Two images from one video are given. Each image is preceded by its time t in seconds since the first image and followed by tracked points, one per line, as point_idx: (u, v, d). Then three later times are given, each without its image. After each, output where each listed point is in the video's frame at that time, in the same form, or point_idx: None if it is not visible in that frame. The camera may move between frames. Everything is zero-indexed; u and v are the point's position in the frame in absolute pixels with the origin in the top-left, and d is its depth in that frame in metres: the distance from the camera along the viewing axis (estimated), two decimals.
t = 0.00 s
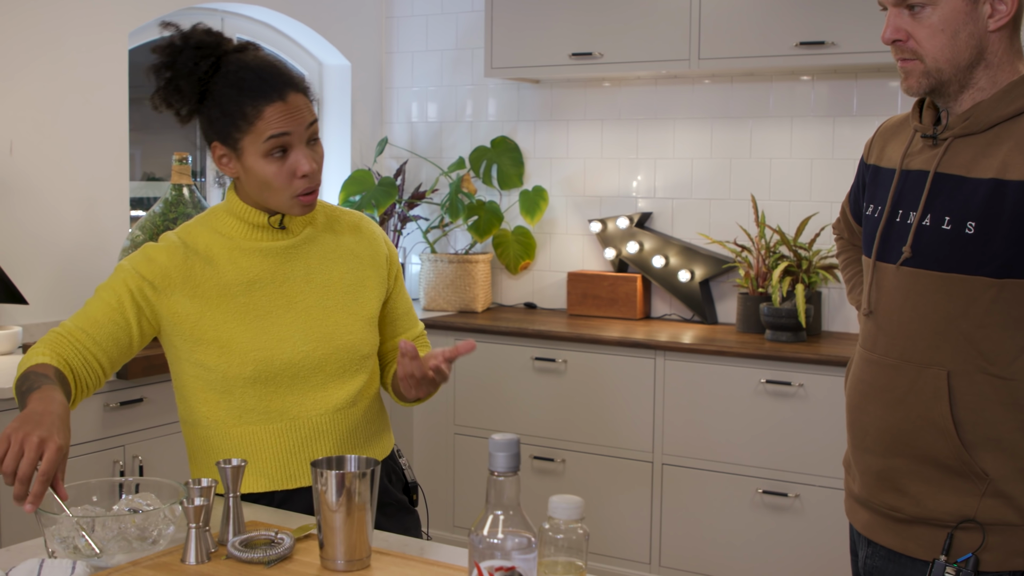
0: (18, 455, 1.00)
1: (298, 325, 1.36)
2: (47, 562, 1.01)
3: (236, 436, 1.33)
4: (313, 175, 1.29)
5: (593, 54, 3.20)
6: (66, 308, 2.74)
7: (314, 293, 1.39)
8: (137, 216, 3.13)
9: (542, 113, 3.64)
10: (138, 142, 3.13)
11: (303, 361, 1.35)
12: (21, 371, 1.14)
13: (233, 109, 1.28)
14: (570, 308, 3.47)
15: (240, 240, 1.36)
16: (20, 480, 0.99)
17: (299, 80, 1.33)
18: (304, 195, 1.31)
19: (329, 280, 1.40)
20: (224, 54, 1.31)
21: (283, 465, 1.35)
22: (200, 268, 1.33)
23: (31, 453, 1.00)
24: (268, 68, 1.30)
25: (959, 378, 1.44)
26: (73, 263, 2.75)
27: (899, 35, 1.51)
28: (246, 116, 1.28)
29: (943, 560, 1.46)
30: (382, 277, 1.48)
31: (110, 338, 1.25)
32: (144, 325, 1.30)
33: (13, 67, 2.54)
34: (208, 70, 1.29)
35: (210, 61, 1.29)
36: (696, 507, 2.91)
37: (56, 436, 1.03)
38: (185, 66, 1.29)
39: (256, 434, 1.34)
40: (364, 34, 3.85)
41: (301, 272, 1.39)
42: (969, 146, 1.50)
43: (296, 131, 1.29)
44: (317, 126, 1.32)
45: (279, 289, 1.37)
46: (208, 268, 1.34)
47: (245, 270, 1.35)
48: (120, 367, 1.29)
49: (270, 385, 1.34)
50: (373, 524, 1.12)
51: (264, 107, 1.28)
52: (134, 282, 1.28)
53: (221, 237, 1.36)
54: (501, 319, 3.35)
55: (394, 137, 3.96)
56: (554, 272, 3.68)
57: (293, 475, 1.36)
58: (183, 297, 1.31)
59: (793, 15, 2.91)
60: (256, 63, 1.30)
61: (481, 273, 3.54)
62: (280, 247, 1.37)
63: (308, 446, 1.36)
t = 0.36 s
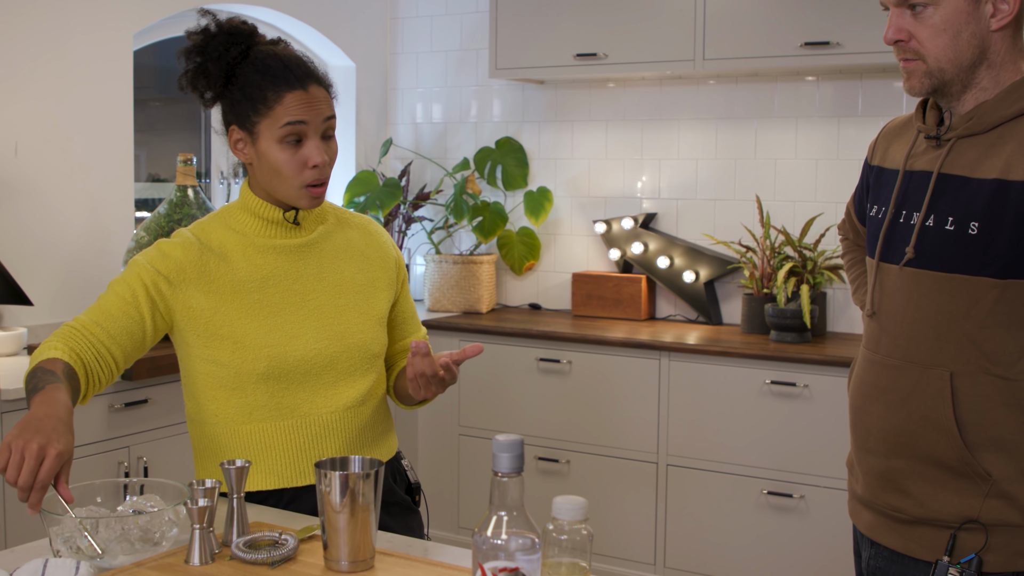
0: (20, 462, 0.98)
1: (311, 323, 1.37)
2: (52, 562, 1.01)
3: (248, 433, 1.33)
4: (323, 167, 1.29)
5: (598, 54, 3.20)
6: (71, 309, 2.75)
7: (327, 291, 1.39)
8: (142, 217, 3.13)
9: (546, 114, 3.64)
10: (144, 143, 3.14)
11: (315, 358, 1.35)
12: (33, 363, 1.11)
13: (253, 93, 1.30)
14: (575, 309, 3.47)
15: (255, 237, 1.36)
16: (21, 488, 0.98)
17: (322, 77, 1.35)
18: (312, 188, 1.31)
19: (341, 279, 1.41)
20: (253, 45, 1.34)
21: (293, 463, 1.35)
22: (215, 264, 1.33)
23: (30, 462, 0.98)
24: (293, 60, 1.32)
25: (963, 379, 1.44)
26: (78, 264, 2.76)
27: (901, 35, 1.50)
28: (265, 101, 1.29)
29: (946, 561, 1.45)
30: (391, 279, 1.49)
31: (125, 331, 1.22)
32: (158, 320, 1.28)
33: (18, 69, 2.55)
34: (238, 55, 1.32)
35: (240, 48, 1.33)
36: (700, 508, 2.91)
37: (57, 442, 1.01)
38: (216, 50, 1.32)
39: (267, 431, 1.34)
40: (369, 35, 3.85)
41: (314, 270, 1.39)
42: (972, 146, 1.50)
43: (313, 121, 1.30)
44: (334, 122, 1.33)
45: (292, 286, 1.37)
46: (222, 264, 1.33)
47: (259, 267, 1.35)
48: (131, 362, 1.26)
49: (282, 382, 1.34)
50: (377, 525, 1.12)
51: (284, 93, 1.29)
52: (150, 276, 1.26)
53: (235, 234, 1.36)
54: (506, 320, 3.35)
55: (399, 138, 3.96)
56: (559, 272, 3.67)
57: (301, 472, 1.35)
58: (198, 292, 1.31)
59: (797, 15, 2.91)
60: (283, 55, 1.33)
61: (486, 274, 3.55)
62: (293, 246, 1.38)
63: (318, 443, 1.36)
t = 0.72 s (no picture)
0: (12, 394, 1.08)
1: (314, 327, 1.36)
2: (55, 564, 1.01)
3: (249, 436, 1.33)
4: (274, 197, 1.23)
5: (601, 56, 3.20)
6: (75, 312, 2.76)
7: (331, 296, 1.39)
8: (146, 219, 3.14)
9: (550, 116, 3.64)
10: (148, 146, 3.15)
11: (317, 363, 1.35)
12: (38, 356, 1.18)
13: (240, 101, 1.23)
14: (578, 311, 3.47)
15: (260, 240, 1.36)
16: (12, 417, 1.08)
17: (320, 98, 1.24)
18: (270, 207, 1.26)
19: (347, 284, 1.40)
20: (284, 45, 1.25)
21: (294, 467, 1.35)
22: (218, 267, 1.33)
23: (18, 394, 1.08)
24: (292, 75, 1.22)
25: (965, 381, 1.44)
26: (82, 267, 2.77)
27: (903, 37, 1.50)
28: (244, 112, 1.23)
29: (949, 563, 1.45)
30: (400, 285, 1.48)
31: (125, 334, 1.26)
32: (160, 321, 1.31)
33: (23, 71, 2.56)
34: (259, 54, 1.24)
35: (267, 49, 1.24)
36: (704, 510, 2.91)
37: (43, 378, 1.11)
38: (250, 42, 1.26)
39: (269, 435, 1.33)
40: (372, 37, 3.85)
41: (319, 274, 1.39)
42: (975, 147, 1.50)
43: (278, 149, 1.21)
44: (307, 151, 1.23)
45: (296, 290, 1.36)
46: (226, 266, 1.34)
47: (263, 270, 1.35)
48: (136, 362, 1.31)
49: (284, 386, 1.34)
50: (381, 528, 1.12)
51: (258, 111, 1.21)
52: (152, 278, 1.29)
53: (240, 236, 1.36)
54: (509, 322, 3.35)
55: (402, 141, 3.97)
56: (562, 274, 3.68)
57: (302, 477, 1.35)
58: (200, 295, 1.32)
59: (799, 16, 2.91)
60: (287, 67, 1.22)
61: (489, 276, 3.55)
62: (298, 249, 1.37)
63: (320, 448, 1.36)
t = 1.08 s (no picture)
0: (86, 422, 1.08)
1: (317, 332, 1.36)
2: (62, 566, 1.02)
3: (252, 440, 1.33)
4: (277, 209, 1.22)
5: (605, 58, 3.20)
6: (81, 315, 2.76)
7: (334, 300, 1.39)
8: (151, 222, 3.14)
9: (554, 118, 3.64)
10: (152, 148, 3.15)
11: (319, 368, 1.35)
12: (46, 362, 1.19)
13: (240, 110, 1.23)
14: (583, 313, 3.47)
15: (264, 243, 1.36)
16: (86, 446, 1.07)
17: (319, 107, 1.24)
18: (273, 218, 1.26)
19: (350, 288, 1.40)
20: (282, 52, 1.25)
21: (296, 472, 1.35)
22: (221, 270, 1.34)
23: (91, 421, 1.09)
24: (291, 84, 1.23)
25: (972, 383, 1.43)
26: (87, 270, 2.78)
27: (912, 37, 1.50)
28: (244, 122, 1.23)
29: (956, 566, 1.45)
30: (403, 289, 1.48)
31: (129, 336, 1.27)
32: (163, 324, 1.31)
33: (29, 75, 2.57)
34: (256, 61, 1.25)
35: (263, 57, 1.25)
36: (708, 513, 2.90)
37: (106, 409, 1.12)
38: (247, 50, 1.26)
39: (271, 439, 1.33)
40: (376, 39, 3.86)
41: (322, 278, 1.39)
42: (982, 148, 1.50)
43: (279, 160, 1.21)
44: (309, 161, 1.23)
45: (299, 294, 1.36)
46: (229, 270, 1.34)
47: (266, 274, 1.35)
48: (139, 364, 1.31)
49: (286, 391, 1.34)
50: (386, 530, 1.12)
51: (258, 122, 1.21)
52: (156, 281, 1.29)
53: (244, 238, 1.36)
54: (514, 324, 3.35)
55: (406, 143, 3.97)
56: (566, 276, 3.67)
57: (305, 482, 1.35)
58: (204, 298, 1.32)
59: (804, 18, 2.91)
60: (286, 76, 1.23)
61: (494, 278, 3.55)
62: (302, 252, 1.38)
63: (322, 453, 1.36)
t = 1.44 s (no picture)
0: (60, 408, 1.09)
1: (324, 333, 1.36)
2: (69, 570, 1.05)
3: (256, 439, 1.33)
4: (283, 215, 1.23)
5: (609, 61, 3.20)
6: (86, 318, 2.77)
7: (342, 301, 1.39)
8: (156, 225, 3.15)
9: (558, 120, 3.64)
10: (157, 151, 3.16)
11: (325, 370, 1.35)
12: (49, 351, 1.20)
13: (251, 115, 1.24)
14: (587, 315, 3.47)
15: (272, 244, 1.37)
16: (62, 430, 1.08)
17: (331, 114, 1.24)
18: (280, 223, 1.27)
19: (358, 290, 1.41)
20: (297, 56, 1.26)
21: (301, 473, 1.35)
22: (229, 268, 1.34)
23: (68, 403, 1.09)
24: (304, 91, 1.23)
25: (980, 385, 1.43)
26: (93, 273, 2.78)
27: (919, 38, 1.50)
28: (255, 127, 1.23)
29: (964, 569, 1.45)
30: (412, 293, 1.48)
31: (134, 331, 1.28)
32: (169, 321, 1.32)
33: (35, 78, 2.59)
34: (270, 66, 1.26)
35: (278, 61, 1.25)
36: (714, 515, 2.90)
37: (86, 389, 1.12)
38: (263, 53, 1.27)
39: (275, 440, 1.34)
40: (380, 42, 3.87)
41: (331, 280, 1.39)
42: (989, 150, 1.50)
43: (287, 167, 1.21)
44: (318, 169, 1.23)
45: (307, 295, 1.37)
46: (237, 269, 1.35)
47: (274, 274, 1.36)
48: (143, 360, 1.32)
49: (291, 392, 1.34)
50: (392, 533, 1.12)
51: (268, 128, 1.22)
52: (163, 278, 1.30)
53: (253, 238, 1.37)
54: (518, 326, 3.35)
55: (411, 146, 3.98)
56: (571, 279, 3.68)
57: (310, 484, 1.36)
58: (211, 296, 1.33)
59: (808, 20, 2.91)
60: (299, 82, 1.23)
61: (498, 280, 3.55)
62: (311, 254, 1.38)
63: (326, 455, 1.36)
